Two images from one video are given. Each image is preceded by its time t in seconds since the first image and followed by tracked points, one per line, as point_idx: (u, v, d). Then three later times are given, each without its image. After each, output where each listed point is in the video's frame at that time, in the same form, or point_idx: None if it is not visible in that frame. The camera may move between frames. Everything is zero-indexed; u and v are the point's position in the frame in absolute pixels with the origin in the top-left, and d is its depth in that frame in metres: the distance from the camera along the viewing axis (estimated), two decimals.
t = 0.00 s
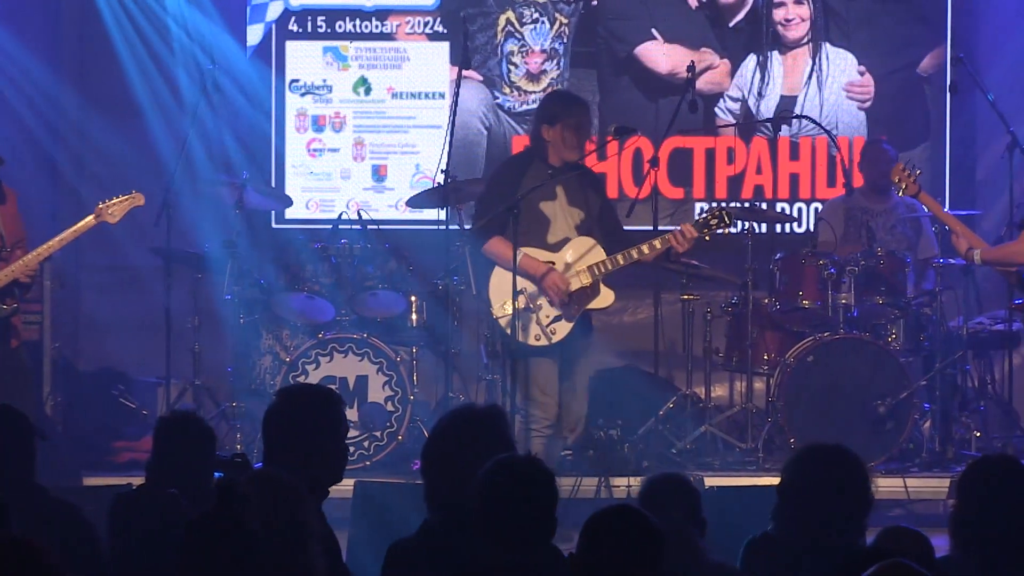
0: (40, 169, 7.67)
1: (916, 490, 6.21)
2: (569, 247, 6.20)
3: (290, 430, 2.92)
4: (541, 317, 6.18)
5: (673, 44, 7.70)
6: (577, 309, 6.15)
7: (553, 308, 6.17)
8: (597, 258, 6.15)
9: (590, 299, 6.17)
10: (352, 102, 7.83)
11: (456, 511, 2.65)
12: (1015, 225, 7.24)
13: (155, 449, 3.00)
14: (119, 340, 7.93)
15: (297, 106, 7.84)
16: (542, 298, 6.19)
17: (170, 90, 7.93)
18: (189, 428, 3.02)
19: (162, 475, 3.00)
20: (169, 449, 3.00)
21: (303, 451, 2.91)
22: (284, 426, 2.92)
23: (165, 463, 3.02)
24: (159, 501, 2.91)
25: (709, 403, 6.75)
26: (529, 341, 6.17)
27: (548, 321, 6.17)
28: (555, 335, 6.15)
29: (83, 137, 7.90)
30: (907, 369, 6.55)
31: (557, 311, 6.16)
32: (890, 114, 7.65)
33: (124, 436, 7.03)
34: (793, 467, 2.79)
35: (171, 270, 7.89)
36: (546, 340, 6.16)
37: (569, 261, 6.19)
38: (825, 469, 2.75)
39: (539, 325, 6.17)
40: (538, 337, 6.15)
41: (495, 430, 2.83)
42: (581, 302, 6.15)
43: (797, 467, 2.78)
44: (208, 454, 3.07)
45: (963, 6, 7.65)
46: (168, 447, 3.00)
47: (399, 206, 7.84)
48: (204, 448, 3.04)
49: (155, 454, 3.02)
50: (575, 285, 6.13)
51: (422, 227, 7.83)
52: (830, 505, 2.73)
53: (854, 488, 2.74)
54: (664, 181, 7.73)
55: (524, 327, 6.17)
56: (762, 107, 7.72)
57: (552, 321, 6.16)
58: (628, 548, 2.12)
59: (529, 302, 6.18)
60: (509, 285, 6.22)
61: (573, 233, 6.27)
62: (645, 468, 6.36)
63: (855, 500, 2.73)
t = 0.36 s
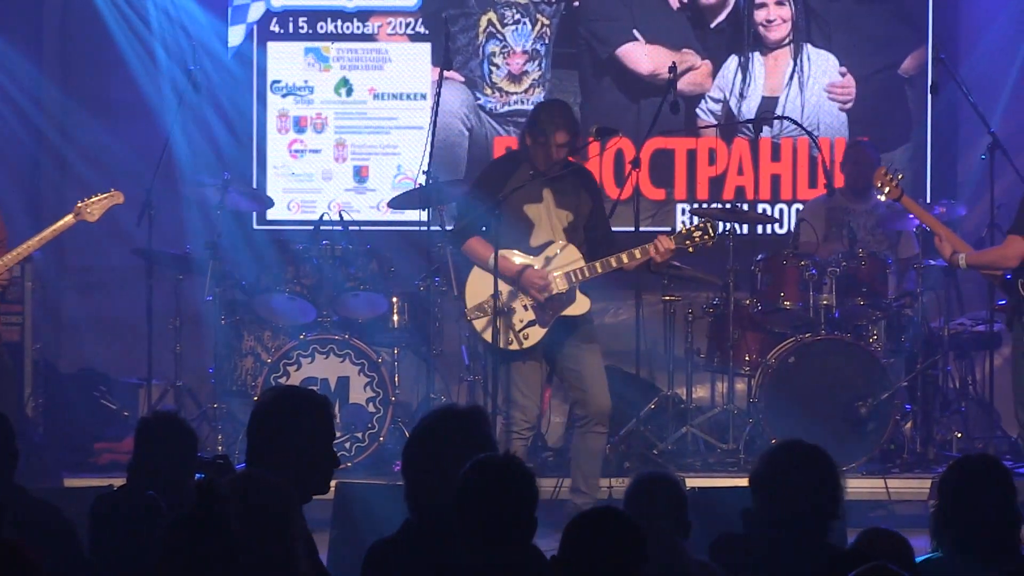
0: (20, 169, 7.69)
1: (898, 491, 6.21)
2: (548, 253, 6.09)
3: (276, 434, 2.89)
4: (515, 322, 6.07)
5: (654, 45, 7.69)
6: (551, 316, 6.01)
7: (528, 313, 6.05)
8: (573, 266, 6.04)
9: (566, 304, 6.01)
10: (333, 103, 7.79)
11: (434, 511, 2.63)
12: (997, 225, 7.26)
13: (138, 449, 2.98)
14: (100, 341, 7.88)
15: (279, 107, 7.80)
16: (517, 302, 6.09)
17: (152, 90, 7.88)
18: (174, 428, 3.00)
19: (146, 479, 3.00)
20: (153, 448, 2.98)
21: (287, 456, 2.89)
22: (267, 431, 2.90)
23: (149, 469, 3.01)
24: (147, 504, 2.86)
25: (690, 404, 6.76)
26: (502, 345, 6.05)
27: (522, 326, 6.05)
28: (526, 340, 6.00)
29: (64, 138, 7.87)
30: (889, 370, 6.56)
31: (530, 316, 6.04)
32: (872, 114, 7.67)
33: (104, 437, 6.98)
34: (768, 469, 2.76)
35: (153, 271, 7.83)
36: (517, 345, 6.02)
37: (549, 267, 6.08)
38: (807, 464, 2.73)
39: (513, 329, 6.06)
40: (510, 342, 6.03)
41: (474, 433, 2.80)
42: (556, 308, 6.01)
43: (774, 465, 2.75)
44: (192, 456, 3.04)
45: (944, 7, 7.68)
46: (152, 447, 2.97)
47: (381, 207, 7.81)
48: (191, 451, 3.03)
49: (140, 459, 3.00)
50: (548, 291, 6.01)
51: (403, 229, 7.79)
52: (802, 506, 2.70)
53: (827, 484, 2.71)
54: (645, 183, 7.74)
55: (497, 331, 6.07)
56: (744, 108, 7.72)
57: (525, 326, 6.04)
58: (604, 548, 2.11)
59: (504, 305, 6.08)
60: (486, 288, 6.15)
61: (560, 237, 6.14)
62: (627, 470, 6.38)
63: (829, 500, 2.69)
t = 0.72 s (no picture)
0: None
1: (877, 492, 6.22)
2: (543, 246, 5.66)
3: (258, 437, 2.86)
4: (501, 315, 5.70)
5: (634, 47, 7.68)
6: (536, 313, 5.63)
7: (515, 306, 5.66)
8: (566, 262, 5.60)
9: (552, 302, 5.59)
10: (313, 104, 7.75)
11: (414, 512, 2.62)
12: (975, 227, 7.30)
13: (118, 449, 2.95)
14: (78, 342, 7.82)
15: (258, 108, 7.75)
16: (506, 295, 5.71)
17: (131, 91, 7.85)
18: (149, 427, 2.97)
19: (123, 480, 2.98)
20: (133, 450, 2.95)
21: (265, 457, 2.86)
22: (246, 433, 2.87)
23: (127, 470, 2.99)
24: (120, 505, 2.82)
25: (670, 405, 6.77)
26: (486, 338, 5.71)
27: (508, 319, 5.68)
28: (511, 335, 5.63)
29: (43, 138, 7.82)
30: (869, 371, 6.58)
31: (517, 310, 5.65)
32: (851, 116, 7.69)
33: (83, 438, 6.94)
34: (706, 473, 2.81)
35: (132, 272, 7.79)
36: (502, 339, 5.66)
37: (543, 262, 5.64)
38: (767, 462, 2.80)
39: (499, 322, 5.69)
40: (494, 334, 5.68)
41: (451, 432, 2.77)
42: (540, 305, 5.62)
43: (721, 459, 2.81)
44: (171, 457, 3.01)
45: (923, 9, 7.71)
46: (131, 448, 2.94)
47: (361, 208, 7.78)
48: (171, 451, 3.00)
49: (119, 460, 2.98)
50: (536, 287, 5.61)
51: (383, 230, 7.77)
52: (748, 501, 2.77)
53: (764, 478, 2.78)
54: (625, 184, 7.74)
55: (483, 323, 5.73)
56: (724, 110, 7.73)
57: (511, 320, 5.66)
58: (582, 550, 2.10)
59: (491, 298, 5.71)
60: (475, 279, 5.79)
61: (560, 231, 5.70)
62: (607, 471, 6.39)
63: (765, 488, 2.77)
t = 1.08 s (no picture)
0: None
1: (864, 492, 6.24)
2: (538, 244, 5.60)
3: (242, 439, 2.85)
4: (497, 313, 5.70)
5: (621, 47, 7.67)
6: (520, 309, 5.53)
7: (507, 302, 5.65)
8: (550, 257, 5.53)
9: (533, 297, 5.51)
10: (300, 104, 7.72)
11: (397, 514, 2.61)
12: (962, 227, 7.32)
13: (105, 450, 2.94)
14: (65, 343, 7.78)
15: (244, 109, 7.72)
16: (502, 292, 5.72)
17: (117, 91, 7.83)
18: (134, 429, 2.96)
19: (110, 483, 2.96)
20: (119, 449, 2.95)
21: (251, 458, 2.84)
22: (230, 434, 2.86)
23: (111, 471, 2.98)
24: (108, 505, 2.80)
25: (657, 406, 6.78)
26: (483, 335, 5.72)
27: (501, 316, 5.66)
28: (499, 329, 5.60)
29: (29, 139, 7.80)
30: (856, 371, 6.58)
31: (507, 305, 5.63)
32: (837, 116, 7.69)
33: (70, 439, 6.91)
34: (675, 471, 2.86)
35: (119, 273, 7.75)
36: (494, 334, 5.64)
37: (535, 260, 5.60)
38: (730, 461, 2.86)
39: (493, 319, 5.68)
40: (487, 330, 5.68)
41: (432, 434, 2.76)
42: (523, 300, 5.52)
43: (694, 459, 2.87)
44: (157, 458, 3.00)
45: (909, 10, 7.73)
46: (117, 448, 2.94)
47: (348, 209, 7.75)
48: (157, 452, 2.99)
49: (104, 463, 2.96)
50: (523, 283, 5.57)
51: (369, 231, 7.74)
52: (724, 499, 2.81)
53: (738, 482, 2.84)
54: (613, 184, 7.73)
55: (481, 320, 5.76)
56: (710, 110, 7.73)
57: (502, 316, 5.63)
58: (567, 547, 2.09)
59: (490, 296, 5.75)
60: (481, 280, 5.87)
61: (560, 234, 5.58)
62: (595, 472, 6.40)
63: (740, 491, 2.82)
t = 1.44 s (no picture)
0: None
1: (851, 494, 6.26)
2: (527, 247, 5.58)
3: (230, 442, 2.84)
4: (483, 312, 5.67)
5: (608, 48, 7.67)
6: (503, 308, 5.49)
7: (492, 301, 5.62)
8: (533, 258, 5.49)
9: (512, 296, 5.47)
10: (287, 106, 7.69)
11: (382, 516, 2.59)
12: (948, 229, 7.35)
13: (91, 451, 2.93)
14: (51, 344, 7.74)
15: (231, 110, 7.68)
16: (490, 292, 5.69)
17: (102, 93, 7.81)
18: (123, 426, 2.94)
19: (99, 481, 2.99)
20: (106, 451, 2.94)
21: (232, 459, 2.83)
22: (213, 436, 2.85)
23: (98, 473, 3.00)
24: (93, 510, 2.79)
25: (644, 408, 6.79)
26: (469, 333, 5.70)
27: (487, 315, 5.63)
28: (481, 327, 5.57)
29: (15, 141, 7.79)
30: (843, 373, 6.59)
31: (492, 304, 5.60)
32: (824, 118, 7.70)
33: (57, 441, 6.87)
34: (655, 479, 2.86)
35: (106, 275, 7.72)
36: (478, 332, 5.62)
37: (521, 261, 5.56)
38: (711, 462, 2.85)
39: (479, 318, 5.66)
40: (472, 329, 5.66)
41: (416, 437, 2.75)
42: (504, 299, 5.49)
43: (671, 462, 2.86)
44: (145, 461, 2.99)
45: (896, 12, 7.74)
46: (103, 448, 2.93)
47: (335, 211, 7.72)
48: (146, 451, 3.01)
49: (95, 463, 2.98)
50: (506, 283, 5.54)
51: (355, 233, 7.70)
52: (705, 505, 2.80)
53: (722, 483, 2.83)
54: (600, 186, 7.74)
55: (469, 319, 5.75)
56: (698, 112, 7.73)
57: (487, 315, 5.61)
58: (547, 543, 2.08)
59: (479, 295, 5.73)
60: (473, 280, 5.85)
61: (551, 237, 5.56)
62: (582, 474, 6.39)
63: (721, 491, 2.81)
